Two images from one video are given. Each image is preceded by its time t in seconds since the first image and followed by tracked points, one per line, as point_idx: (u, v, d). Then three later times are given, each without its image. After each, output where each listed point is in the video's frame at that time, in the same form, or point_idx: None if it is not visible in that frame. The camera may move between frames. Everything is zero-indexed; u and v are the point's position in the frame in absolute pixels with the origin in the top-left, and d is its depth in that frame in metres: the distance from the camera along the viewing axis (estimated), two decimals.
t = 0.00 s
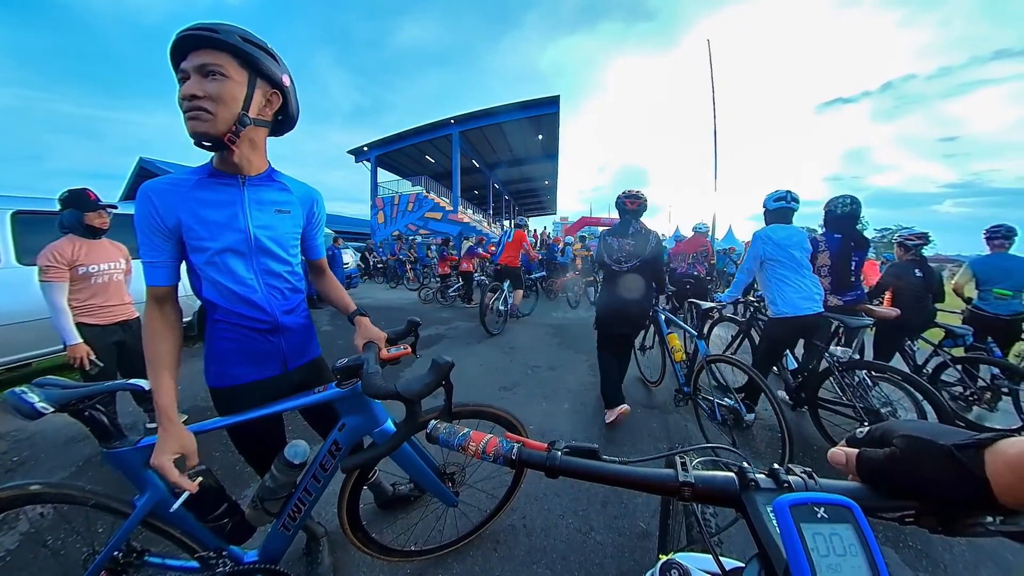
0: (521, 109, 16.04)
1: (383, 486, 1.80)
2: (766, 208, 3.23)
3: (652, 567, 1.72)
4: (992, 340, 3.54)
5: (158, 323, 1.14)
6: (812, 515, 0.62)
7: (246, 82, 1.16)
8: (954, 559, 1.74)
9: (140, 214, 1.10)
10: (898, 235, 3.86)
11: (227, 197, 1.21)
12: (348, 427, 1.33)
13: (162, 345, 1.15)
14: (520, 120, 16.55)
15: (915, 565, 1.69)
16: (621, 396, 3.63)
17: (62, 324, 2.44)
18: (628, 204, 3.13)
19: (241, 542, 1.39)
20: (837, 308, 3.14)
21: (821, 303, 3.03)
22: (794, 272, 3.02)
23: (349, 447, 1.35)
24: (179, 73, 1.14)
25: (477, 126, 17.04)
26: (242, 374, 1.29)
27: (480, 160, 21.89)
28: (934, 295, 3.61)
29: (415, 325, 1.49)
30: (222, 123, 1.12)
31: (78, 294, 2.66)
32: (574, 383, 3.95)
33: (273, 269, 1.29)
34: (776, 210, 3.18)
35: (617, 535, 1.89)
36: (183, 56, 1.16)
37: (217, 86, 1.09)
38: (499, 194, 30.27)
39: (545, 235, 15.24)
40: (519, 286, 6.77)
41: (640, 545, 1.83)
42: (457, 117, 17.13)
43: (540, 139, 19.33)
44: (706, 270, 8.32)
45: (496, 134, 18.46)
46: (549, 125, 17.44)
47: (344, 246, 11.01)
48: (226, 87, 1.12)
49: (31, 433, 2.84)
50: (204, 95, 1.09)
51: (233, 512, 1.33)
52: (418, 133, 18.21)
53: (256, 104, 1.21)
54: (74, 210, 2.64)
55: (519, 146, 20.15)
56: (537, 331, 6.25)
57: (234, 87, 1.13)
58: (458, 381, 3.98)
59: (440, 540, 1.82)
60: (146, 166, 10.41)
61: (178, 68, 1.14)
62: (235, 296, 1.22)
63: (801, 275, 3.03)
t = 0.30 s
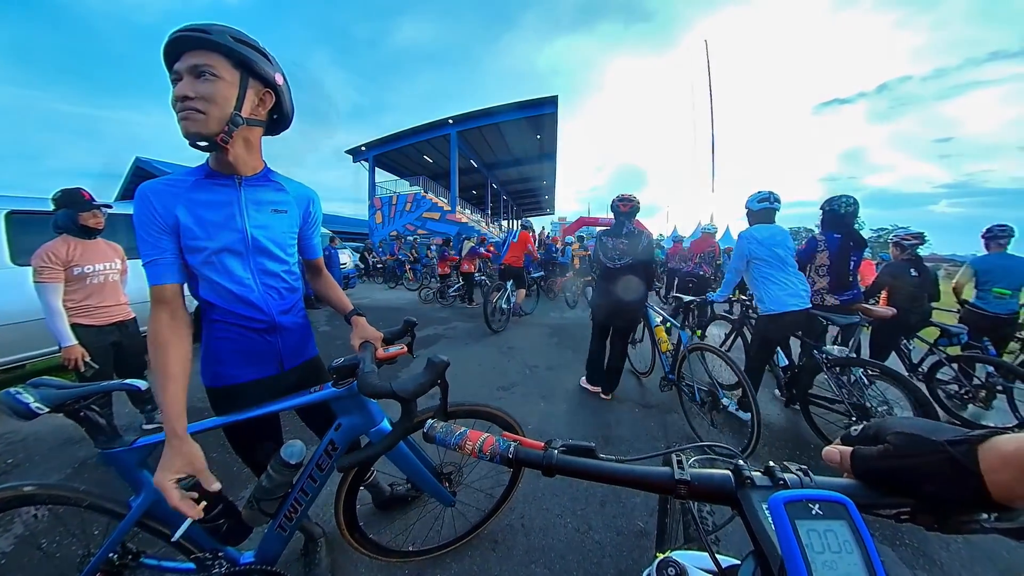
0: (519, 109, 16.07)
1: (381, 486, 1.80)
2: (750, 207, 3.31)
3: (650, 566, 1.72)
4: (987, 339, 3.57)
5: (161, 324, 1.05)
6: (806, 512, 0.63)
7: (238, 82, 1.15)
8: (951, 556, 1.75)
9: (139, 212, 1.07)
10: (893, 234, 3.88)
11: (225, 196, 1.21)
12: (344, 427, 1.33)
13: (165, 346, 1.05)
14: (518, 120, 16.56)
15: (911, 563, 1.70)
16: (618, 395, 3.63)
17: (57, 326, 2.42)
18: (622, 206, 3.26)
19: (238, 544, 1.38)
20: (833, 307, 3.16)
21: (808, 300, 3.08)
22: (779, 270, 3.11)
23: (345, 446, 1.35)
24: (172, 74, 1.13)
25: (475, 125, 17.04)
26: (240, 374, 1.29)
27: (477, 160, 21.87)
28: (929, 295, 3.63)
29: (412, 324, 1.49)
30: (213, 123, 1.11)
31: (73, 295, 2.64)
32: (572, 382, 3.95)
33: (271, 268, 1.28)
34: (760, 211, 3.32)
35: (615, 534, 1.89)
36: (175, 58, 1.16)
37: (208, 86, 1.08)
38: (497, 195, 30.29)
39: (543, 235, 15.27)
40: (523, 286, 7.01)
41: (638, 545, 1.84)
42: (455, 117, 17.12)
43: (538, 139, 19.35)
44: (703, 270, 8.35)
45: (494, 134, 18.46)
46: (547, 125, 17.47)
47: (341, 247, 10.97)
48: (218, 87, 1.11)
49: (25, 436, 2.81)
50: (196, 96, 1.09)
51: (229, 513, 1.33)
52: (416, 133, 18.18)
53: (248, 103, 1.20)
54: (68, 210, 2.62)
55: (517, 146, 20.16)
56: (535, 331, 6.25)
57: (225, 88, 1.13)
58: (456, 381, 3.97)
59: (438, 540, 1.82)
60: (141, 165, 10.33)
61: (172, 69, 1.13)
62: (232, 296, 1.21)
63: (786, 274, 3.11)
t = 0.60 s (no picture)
0: (517, 109, 16.09)
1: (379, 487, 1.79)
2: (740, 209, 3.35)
3: (648, 565, 1.73)
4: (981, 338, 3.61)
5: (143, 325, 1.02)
6: (803, 513, 0.64)
7: (239, 86, 1.15)
8: (944, 552, 1.77)
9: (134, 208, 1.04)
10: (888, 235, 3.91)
11: (225, 196, 1.20)
12: (341, 427, 1.33)
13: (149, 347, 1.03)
14: (515, 120, 16.58)
15: (908, 561, 1.71)
16: (616, 395, 3.64)
17: (52, 328, 2.47)
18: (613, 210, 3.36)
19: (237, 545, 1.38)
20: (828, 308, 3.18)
21: (800, 298, 3.14)
22: (771, 270, 3.15)
23: (343, 447, 1.35)
24: (175, 76, 1.13)
25: (472, 125, 17.04)
26: (238, 374, 1.29)
27: (475, 160, 21.87)
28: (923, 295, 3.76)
29: (409, 325, 1.49)
30: (213, 125, 1.10)
31: (68, 296, 2.62)
32: (569, 382, 3.96)
33: (269, 270, 1.28)
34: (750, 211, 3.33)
35: (613, 534, 1.90)
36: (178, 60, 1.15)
37: (209, 89, 1.08)
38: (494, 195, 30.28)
39: (540, 235, 15.28)
40: (524, 286, 7.16)
41: (636, 544, 1.84)
42: (452, 117, 17.11)
43: (536, 139, 19.35)
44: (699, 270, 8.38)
45: (492, 134, 18.47)
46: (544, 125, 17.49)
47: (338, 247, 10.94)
48: (218, 90, 1.10)
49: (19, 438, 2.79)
50: (196, 98, 1.08)
51: (227, 514, 1.32)
52: (413, 133, 18.16)
53: (248, 106, 1.19)
54: (62, 211, 2.60)
55: (514, 146, 20.16)
56: (532, 331, 6.25)
57: (226, 90, 1.12)
58: (454, 382, 3.97)
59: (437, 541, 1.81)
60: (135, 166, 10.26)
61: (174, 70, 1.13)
62: (232, 297, 1.20)
63: (777, 272, 3.16)
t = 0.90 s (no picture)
0: (515, 109, 16.08)
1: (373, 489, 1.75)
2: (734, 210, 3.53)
3: (646, 564, 1.74)
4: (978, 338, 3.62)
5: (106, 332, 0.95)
6: (799, 515, 0.65)
7: (240, 87, 1.14)
8: (939, 549, 1.78)
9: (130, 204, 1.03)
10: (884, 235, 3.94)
11: (225, 195, 1.20)
12: (339, 428, 1.32)
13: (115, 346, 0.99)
14: (513, 120, 16.59)
15: (903, 557, 1.73)
16: (613, 395, 3.65)
17: (47, 329, 2.45)
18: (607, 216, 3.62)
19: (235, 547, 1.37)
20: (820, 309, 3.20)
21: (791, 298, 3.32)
22: (764, 271, 3.30)
23: (341, 447, 1.34)
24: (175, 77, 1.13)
25: (470, 125, 17.04)
26: (238, 376, 1.28)
27: (472, 160, 21.84)
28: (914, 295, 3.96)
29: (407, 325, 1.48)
30: (212, 127, 1.10)
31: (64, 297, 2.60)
32: (567, 383, 3.97)
33: (267, 270, 1.28)
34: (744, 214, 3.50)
35: (611, 534, 1.90)
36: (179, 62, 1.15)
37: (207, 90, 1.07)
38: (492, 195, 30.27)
39: (538, 235, 15.29)
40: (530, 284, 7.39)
41: (634, 543, 1.85)
42: (450, 117, 17.10)
43: (533, 139, 19.36)
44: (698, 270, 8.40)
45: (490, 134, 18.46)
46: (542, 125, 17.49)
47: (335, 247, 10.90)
48: (217, 91, 1.10)
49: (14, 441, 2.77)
50: (196, 100, 1.08)
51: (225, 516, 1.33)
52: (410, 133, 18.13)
53: (247, 108, 1.18)
54: (58, 211, 2.58)
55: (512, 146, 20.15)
56: (530, 332, 6.26)
57: (225, 92, 1.11)
58: (452, 382, 3.97)
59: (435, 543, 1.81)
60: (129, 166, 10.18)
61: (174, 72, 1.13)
62: (229, 297, 1.20)
63: (769, 274, 3.32)
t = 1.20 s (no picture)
0: (514, 108, 16.05)
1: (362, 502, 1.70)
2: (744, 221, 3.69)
3: (644, 565, 1.74)
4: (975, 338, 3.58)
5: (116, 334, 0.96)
6: (801, 511, 0.67)
7: (236, 87, 1.14)
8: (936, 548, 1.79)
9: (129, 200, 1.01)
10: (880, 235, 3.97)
11: (226, 194, 1.20)
12: (337, 428, 1.33)
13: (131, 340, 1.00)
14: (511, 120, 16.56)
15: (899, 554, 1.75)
16: (611, 395, 3.66)
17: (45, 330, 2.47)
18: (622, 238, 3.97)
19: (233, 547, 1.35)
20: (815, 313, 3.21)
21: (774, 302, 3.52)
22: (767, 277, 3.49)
23: (336, 449, 1.35)
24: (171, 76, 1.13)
25: (468, 125, 17.01)
26: (234, 379, 1.28)
27: (469, 160, 21.82)
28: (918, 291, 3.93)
29: (402, 327, 1.48)
30: (206, 127, 1.11)
31: (59, 298, 2.58)
32: (565, 384, 3.96)
33: (265, 271, 1.29)
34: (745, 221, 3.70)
35: (610, 536, 1.90)
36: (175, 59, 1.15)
37: (202, 90, 1.08)
38: (491, 196, 30.33)
39: (536, 235, 15.30)
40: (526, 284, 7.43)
41: (632, 544, 1.85)
42: (448, 116, 17.07)
43: (530, 140, 19.36)
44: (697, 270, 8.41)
45: (488, 133, 18.42)
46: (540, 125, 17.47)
47: (332, 247, 10.86)
48: (213, 91, 1.10)
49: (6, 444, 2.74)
50: (190, 99, 1.09)
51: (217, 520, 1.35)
52: (408, 133, 18.11)
53: (242, 108, 1.17)
54: (54, 211, 2.56)
55: (510, 145, 20.11)
56: (528, 332, 6.26)
57: (221, 91, 1.11)
58: (450, 383, 3.96)
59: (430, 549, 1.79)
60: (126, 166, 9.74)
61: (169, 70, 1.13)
62: (228, 298, 1.19)
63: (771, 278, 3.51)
